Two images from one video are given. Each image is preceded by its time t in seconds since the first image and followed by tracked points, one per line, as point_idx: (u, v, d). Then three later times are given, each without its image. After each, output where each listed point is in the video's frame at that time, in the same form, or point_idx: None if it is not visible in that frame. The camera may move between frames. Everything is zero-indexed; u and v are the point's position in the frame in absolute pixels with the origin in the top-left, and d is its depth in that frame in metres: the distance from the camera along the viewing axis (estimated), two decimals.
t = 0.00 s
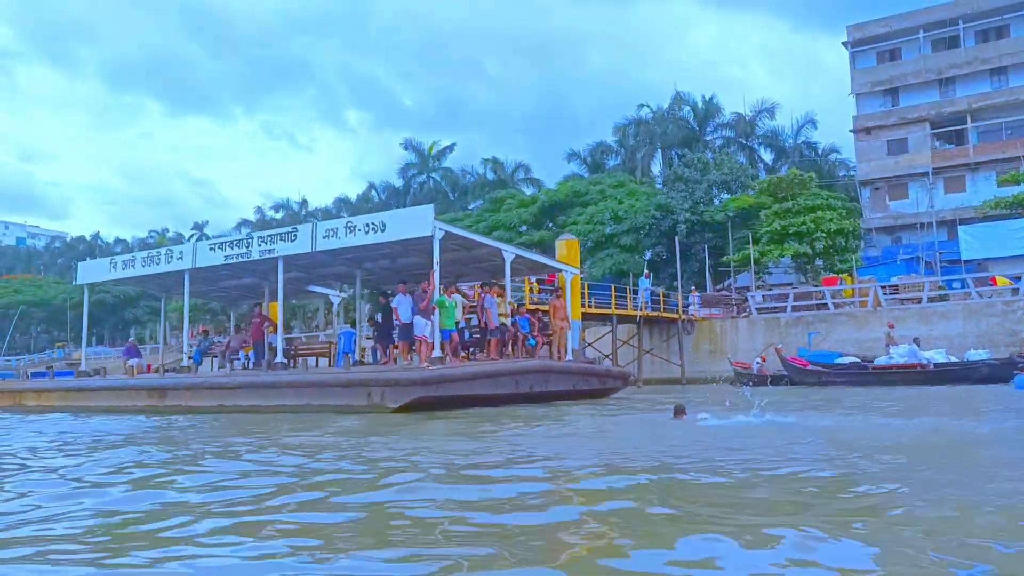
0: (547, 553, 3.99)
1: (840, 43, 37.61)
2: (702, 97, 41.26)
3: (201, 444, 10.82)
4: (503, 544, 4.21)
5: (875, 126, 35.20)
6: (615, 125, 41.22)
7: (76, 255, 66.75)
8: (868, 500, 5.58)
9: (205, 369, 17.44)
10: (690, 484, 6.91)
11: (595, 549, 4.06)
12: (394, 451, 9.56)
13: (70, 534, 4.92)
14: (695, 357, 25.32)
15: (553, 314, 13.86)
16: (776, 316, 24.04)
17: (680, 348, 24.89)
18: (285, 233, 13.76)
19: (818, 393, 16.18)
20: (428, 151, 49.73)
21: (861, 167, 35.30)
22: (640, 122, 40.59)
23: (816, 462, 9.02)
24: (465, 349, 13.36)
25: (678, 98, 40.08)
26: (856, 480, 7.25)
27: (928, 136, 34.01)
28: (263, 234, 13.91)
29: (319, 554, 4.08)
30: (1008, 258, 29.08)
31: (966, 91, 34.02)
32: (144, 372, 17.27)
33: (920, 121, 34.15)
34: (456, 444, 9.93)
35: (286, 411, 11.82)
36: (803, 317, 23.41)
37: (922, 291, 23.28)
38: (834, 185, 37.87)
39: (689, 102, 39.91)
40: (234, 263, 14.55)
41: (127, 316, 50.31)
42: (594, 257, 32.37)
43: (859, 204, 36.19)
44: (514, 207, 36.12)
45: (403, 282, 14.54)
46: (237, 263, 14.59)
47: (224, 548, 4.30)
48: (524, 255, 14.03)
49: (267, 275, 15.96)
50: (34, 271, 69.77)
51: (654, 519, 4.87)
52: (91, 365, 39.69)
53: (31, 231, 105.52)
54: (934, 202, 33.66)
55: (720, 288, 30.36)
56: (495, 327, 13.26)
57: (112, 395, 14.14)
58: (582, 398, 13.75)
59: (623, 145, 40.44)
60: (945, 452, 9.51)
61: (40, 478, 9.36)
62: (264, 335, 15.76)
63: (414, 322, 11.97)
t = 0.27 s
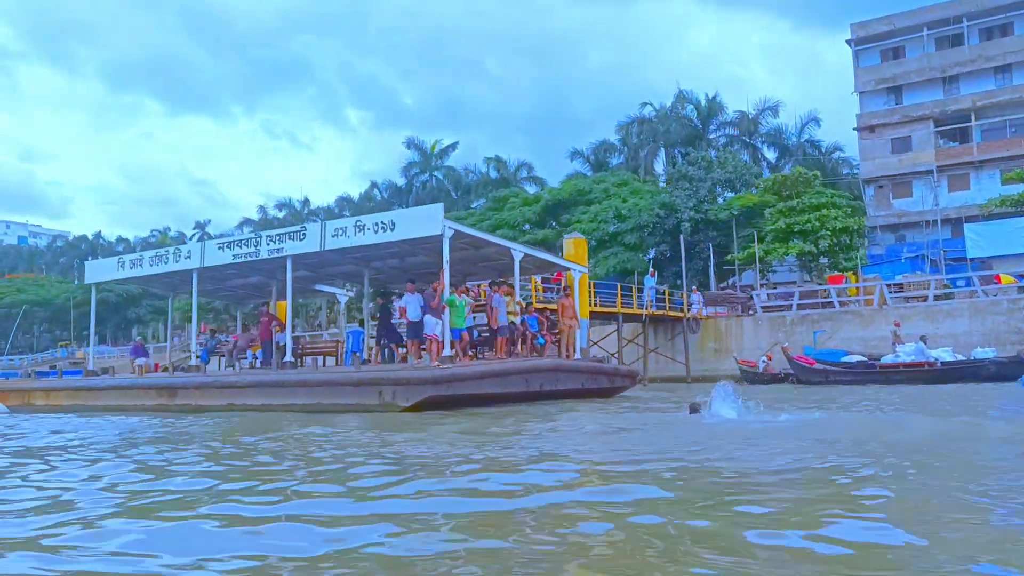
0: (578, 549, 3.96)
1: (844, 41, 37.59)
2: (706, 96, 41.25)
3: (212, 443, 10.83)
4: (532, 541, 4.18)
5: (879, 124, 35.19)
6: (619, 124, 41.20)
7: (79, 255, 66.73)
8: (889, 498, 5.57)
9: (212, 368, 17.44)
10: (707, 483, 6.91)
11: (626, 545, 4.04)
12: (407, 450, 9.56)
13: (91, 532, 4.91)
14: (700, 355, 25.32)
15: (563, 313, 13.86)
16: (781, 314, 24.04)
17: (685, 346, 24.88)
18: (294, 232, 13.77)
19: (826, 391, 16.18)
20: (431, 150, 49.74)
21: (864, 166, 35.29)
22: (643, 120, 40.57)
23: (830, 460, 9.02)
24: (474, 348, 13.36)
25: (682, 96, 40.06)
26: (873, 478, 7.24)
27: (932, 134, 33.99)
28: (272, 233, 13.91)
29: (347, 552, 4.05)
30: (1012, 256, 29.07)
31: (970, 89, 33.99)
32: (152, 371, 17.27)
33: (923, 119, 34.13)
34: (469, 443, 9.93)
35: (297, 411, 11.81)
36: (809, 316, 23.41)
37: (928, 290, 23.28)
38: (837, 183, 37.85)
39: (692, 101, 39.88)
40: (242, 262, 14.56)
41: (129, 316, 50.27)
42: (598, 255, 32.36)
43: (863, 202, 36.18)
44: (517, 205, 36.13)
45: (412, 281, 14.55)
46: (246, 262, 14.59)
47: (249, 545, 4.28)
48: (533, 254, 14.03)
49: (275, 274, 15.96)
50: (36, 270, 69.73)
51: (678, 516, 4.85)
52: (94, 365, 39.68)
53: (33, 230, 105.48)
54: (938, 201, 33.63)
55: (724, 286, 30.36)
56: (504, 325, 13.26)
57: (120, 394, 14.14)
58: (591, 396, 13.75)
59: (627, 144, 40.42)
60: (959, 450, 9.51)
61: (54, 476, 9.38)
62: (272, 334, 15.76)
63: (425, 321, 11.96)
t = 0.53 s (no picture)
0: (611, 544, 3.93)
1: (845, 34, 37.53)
2: (707, 90, 41.21)
3: (223, 437, 10.83)
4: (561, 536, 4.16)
5: (881, 118, 35.17)
6: (620, 118, 41.14)
7: (78, 251, 66.66)
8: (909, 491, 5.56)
9: (217, 363, 17.44)
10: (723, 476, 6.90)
11: (656, 540, 4.01)
12: (419, 444, 9.58)
13: (110, 531, 4.87)
14: (703, 350, 25.34)
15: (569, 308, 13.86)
16: (784, 308, 24.06)
17: (688, 341, 24.90)
18: (301, 227, 13.75)
19: (831, 385, 16.19)
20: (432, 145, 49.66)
21: (866, 160, 35.29)
22: (643, 114, 40.51)
23: (841, 453, 9.03)
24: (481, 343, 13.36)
25: (683, 91, 40.01)
26: (888, 471, 7.24)
27: (933, 127, 33.94)
28: (278, 228, 13.90)
29: (376, 548, 4.02)
30: (1015, 250, 29.09)
31: (972, 82, 33.97)
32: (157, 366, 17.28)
33: (925, 113, 34.09)
34: (479, 437, 9.94)
35: (305, 405, 11.83)
36: (812, 310, 23.43)
37: (931, 284, 23.29)
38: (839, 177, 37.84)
39: (693, 95, 39.82)
40: (248, 257, 14.54)
41: (129, 312, 50.26)
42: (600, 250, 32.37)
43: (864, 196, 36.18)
44: (519, 200, 36.12)
45: (418, 276, 14.55)
46: (252, 257, 14.58)
47: (274, 541, 4.24)
48: (539, 248, 14.03)
49: (281, 269, 15.95)
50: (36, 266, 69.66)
51: (701, 510, 4.83)
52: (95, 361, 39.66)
53: (31, 226, 105.20)
54: (940, 195, 33.62)
55: (727, 280, 30.37)
56: (511, 320, 13.28)
57: (128, 388, 14.15)
58: (598, 390, 13.76)
59: (627, 139, 40.36)
60: (968, 443, 9.53)
61: (65, 470, 9.39)
62: (278, 329, 15.77)
63: (433, 315, 11.96)
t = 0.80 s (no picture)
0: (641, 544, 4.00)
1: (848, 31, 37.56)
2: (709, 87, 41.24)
3: (238, 434, 10.94)
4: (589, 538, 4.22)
5: (884, 115, 35.23)
6: (622, 115, 41.17)
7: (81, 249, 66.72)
8: (926, 488, 5.64)
9: (227, 361, 17.55)
10: (739, 474, 6.98)
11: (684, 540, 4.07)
12: (435, 441, 9.68)
13: (140, 535, 4.93)
14: (708, 346, 25.42)
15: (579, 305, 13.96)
16: (789, 305, 24.15)
17: (693, 337, 24.97)
18: (312, 226, 13.84)
19: (838, 381, 16.29)
20: (434, 143, 49.71)
21: (869, 156, 35.38)
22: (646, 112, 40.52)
23: (852, 449, 9.12)
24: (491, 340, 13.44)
25: (685, 88, 40.03)
26: (902, 467, 7.33)
27: (936, 124, 34.02)
28: (289, 227, 13.98)
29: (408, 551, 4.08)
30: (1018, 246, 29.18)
31: (974, 79, 34.02)
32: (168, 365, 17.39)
33: (928, 110, 34.13)
34: (493, 435, 10.03)
35: (319, 402, 11.93)
36: (817, 307, 23.52)
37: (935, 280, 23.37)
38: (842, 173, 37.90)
39: (695, 92, 39.82)
40: (259, 255, 14.62)
41: (132, 310, 50.34)
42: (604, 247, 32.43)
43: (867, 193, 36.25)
44: (523, 198, 36.18)
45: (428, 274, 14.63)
46: (263, 256, 14.67)
47: (307, 543, 4.35)
48: (549, 246, 14.11)
49: (290, 267, 16.05)
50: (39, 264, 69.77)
51: (723, 511, 4.89)
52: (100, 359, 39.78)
53: (32, 225, 105.28)
54: (943, 191, 33.70)
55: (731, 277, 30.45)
56: (521, 317, 13.37)
57: (141, 387, 14.26)
58: (607, 387, 13.86)
59: (630, 136, 40.37)
60: (978, 439, 9.62)
61: (84, 468, 9.48)
62: (288, 327, 15.86)
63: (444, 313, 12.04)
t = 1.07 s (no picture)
0: (664, 546, 4.03)
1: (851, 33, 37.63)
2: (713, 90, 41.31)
3: (253, 437, 11.00)
4: (612, 539, 4.25)
5: (888, 117, 35.31)
6: (626, 118, 41.24)
7: (85, 253, 66.95)
8: (945, 490, 5.66)
9: (237, 364, 17.61)
10: (756, 475, 7.01)
11: (707, 542, 4.10)
12: (449, 444, 9.73)
13: (164, 540, 4.98)
14: (714, 348, 25.44)
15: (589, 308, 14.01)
16: (795, 307, 24.21)
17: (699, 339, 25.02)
18: (323, 230, 13.91)
19: (847, 383, 16.33)
20: (438, 146, 49.81)
21: (873, 158, 35.45)
22: (650, 114, 40.59)
23: (865, 450, 9.17)
24: (502, 343, 13.51)
25: (689, 90, 40.10)
26: (918, 469, 7.36)
27: (940, 126, 34.11)
28: (300, 230, 14.06)
29: (434, 554, 4.11)
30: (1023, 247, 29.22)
31: (978, 81, 34.08)
32: (178, 368, 17.45)
33: (932, 112, 34.23)
34: (507, 438, 10.09)
35: (332, 405, 12.00)
36: (823, 309, 23.57)
37: (941, 282, 23.43)
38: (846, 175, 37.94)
39: (699, 95, 39.90)
40: (270, 259, 14.70)
41: (137, 314, 50.46)
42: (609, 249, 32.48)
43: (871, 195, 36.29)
44: (527, 201, 36.24)
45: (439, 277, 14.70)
46: (274, 260, 14.74)
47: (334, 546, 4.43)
48: (558, 249, 14.17)
49: (301, 270, 16.12)
50: (43, 268, 69.86)
51: (744, 511, 4.96)
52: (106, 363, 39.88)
53: (36, 229, 105.55)
54: (947, 193, 33.74)
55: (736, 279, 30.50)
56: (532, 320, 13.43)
57: (152, 391, 14.33)
58: (618, 389, 13.91)
59: (634, 139, 40.43)
60: (989, 440, 9.68)
61: (102, 471, 9.56)
62: (298, 331, 15.92)
63: (457, 317, 12.12)
